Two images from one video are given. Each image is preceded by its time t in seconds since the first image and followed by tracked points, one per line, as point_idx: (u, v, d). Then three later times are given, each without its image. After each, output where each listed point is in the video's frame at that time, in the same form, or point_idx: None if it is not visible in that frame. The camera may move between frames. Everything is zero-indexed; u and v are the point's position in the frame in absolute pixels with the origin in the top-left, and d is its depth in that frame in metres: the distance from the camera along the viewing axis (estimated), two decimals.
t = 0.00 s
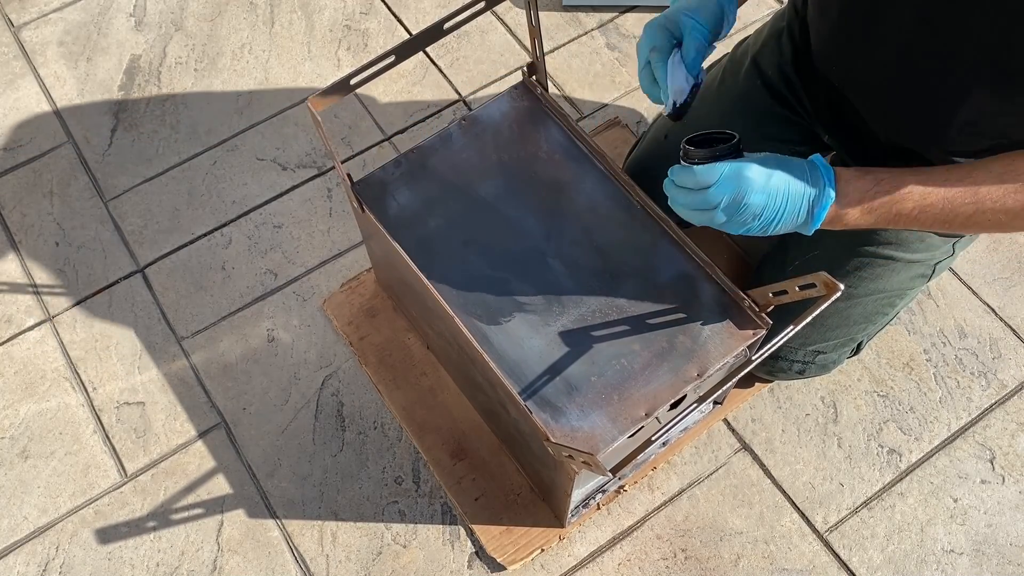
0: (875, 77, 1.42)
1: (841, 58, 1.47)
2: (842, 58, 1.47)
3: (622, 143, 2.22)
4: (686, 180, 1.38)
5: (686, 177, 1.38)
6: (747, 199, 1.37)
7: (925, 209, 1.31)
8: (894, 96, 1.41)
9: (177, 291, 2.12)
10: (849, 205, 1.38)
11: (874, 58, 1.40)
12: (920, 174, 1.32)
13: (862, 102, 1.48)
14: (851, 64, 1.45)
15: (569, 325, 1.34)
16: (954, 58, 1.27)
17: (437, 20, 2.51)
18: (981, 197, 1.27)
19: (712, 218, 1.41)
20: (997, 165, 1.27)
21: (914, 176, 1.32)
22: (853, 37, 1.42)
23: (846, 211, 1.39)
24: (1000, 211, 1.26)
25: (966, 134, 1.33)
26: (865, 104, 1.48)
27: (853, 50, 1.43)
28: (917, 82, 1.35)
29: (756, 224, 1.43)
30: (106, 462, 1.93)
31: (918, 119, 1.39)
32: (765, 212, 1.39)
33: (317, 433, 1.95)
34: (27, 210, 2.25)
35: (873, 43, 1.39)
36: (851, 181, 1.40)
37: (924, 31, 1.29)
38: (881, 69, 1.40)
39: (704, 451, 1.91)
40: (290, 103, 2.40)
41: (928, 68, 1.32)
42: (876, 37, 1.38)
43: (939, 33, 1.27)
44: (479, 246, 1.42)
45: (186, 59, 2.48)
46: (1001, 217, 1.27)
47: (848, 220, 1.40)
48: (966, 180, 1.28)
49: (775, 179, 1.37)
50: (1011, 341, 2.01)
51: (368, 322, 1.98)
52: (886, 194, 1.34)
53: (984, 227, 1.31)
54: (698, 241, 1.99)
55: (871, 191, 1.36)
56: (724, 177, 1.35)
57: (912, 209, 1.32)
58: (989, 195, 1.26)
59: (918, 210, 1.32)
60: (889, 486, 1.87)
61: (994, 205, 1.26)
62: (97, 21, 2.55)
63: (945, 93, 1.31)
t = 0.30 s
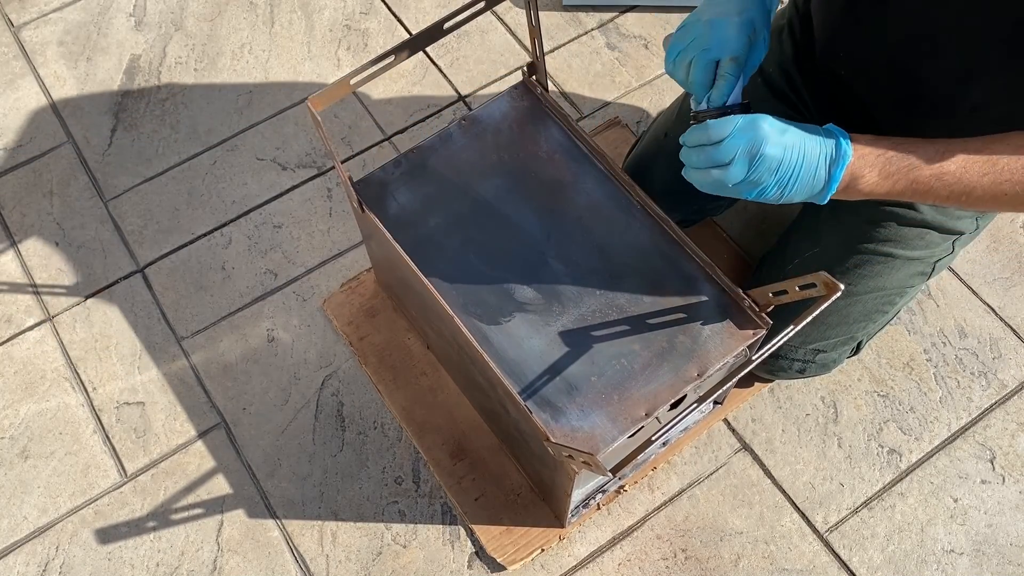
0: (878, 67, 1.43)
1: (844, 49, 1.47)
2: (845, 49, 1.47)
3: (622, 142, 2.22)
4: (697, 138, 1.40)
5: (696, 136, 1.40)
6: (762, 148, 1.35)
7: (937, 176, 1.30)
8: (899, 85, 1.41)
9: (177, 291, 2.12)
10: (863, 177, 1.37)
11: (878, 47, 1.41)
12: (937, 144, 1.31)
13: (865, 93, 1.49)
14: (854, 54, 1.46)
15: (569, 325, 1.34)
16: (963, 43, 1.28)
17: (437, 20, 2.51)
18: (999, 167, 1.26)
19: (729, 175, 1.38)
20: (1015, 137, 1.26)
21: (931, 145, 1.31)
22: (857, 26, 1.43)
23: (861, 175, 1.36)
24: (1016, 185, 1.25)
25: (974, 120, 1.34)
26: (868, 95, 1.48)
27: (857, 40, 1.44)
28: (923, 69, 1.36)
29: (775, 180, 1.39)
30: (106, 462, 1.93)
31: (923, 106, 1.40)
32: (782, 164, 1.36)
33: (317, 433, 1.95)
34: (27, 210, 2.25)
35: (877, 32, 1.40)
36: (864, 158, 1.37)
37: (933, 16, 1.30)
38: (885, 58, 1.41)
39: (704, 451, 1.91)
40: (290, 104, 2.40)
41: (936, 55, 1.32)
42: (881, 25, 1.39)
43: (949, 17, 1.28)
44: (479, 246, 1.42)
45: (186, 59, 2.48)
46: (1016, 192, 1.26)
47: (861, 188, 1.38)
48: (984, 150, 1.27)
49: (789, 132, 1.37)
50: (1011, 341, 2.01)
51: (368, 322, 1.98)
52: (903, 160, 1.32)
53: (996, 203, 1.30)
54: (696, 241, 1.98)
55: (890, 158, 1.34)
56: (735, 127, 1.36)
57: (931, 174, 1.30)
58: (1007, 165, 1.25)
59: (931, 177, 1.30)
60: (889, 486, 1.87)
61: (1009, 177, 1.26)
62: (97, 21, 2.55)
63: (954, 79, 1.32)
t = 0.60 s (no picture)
0: (876, 64, 1.43)
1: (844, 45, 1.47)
2: (843, 47, 1.47)
3: (622, 142, 2.22)
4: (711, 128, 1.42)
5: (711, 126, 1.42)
6: (776, 138, 1.37)
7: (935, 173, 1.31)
8: (898, 82, 1.41)
9: (177, 291, 2.12)
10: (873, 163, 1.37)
11: (877, 45, 1.41)
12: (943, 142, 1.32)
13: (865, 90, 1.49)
14: (853, 53, 1.46)
15: (569, 325, 1.34)
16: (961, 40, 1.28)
17: (437, 20, 2.51)
18: (1003, 165, 1.26)
19: (744, 162, 1.39)
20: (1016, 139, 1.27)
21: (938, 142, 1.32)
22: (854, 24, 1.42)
23: (868, 171, 1.37)
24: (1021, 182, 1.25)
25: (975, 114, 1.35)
26: (868, 93, 1.49)
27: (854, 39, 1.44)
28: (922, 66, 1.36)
29: (789, 171, 1.39)
30: (106, 462, 1.93)
31: (923, 101, 1.40)
32: (795, 154, 1.37)
33: (317, 433, 1.95)
34: (27, 209, 2.25)
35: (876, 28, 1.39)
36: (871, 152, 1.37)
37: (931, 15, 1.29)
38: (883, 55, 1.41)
39: (704, 451, 1.91)
40: (290, 103, 2.40)
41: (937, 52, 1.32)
42: (879, 24, 1.38)
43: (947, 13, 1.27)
44: (479, 246, 1.42)
45: (186, 59, 2.48)
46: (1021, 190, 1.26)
47: (865, 184, 1.39)
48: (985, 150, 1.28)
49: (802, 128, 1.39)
50: (1011, 341, 2.01)
51: (368, 322, 1.98)
52: (907, 157, 1.33)
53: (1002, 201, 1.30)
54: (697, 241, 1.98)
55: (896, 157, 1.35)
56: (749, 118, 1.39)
57: (935, 173, 1.31)
58: (1011, 163, 1.25)
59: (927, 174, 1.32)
60: (889, 486, 1.87)
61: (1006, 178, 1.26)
62: (97, 21, 2.55)
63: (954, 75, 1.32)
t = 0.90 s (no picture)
0: (876, 63, 1.43)
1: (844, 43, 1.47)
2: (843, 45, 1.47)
3: (622, 143, 2.22)
4: (716, 167, 1.40)
5: (715, 165, 1.40)
6: (783, 175, 1.36)
7: (939, 190, 1.30)
8: (897, 83, 1.41)
9: (177, 291, 2.12)
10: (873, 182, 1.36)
11: (878, 43, 1.40)
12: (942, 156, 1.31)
13: (864, 90, 1.48)
14: (853, 52, 1.46)
15: (569, 325, 1.34)
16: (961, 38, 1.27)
17: (437, 20, 2.51)
18: (1006, 175, 1.25)
19: (753, 202, 1.38)
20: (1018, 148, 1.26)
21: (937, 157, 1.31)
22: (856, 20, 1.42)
23: (873, 192, 1.36)
24: None
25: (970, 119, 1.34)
26: (866, 93, 1.48)
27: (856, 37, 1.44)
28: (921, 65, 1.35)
29: (798, 204, 1.39)
30: (106, 462, 1.93)
31: (920, 103, 1.39)
32: (804, 188, 1.36)
33: (317, 433, 1.95)
34: (27, 210, 2.25)
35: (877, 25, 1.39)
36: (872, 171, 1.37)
37: (931, 11, 1.29)
38: (883, 53, 1.40)
39: (704, 451, 1.91)
40: (290, 103, 2.40)
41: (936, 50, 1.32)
42: (880, 20, 1.38)
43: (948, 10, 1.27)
44: (479, 246, 1.42)
45: (186, 59, 2.48)
46: None
47: (869, 206, 1.39)
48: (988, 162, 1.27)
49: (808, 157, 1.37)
50: (1011, 341, 2.01)
51: (368, 322, 1.98)
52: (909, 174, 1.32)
53: (1010, 209, 1.29)
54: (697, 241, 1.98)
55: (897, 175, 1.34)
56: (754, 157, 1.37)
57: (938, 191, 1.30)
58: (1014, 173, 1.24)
59: (932, 192, 1.31)
60: (889, 486, 1.87)
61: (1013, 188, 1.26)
62: (97, 21, 2.55)
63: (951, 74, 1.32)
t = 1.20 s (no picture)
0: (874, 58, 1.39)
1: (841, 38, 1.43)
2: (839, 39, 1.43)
3: (622, 143, 2.22)
4: (732, 221, 1.38)
5: (732, 218, 1.38)
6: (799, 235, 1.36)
7: (961, 221, 1.32)
8: (894, 90, 1.39)
9: (177, 291, 2.12)
10: (883, 198, 1.36)
11: (874, 36, 1.37)
12: (954, 187, 1.31)
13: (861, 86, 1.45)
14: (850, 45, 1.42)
15: (569, 325, 1.34)
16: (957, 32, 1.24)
17: (437, 20, 2.51)
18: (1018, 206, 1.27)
19: (767, 256, 1.41)
20: None
21: (948, 191, 1.31)
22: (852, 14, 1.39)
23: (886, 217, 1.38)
24: None
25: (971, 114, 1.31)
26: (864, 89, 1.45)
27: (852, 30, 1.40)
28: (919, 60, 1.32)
29: (811, 252, 1.41)
30: (106, 462, 1.93)
31: (919, 98, 1.36)
32: (818, 241, 1.38)
33: (317, 433, 1.95)
34: (27, 210, 2.25)
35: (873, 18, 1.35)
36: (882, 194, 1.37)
37: (927, 25, 1.27)
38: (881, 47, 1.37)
39: (704, 451, 1.91)
40: (290, 103, 2.40)
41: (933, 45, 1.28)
42: (875, 14, 1.34)
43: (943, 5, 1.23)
44: (478, 246, 1.42)
45: (186, 59, 2.48)
46: None
47: (890, 236, 1.41)
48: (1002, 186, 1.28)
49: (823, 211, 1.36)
50: (1011, 341, 2.01)
51: (368, 321, 1.98)
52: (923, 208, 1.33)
53: None
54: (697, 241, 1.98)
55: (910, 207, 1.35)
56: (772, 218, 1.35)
57: (953, 222, 1.33)
58: None
59: (955, 224, 1.33)
60: (889, 486, 1.87)
61: None
62: (97, 21, 2.55)
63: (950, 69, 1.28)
